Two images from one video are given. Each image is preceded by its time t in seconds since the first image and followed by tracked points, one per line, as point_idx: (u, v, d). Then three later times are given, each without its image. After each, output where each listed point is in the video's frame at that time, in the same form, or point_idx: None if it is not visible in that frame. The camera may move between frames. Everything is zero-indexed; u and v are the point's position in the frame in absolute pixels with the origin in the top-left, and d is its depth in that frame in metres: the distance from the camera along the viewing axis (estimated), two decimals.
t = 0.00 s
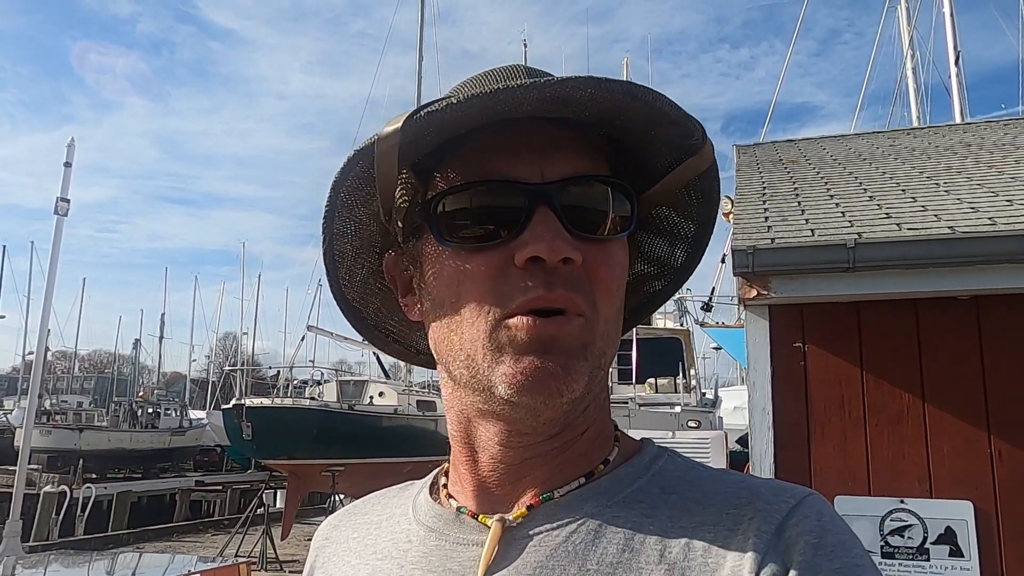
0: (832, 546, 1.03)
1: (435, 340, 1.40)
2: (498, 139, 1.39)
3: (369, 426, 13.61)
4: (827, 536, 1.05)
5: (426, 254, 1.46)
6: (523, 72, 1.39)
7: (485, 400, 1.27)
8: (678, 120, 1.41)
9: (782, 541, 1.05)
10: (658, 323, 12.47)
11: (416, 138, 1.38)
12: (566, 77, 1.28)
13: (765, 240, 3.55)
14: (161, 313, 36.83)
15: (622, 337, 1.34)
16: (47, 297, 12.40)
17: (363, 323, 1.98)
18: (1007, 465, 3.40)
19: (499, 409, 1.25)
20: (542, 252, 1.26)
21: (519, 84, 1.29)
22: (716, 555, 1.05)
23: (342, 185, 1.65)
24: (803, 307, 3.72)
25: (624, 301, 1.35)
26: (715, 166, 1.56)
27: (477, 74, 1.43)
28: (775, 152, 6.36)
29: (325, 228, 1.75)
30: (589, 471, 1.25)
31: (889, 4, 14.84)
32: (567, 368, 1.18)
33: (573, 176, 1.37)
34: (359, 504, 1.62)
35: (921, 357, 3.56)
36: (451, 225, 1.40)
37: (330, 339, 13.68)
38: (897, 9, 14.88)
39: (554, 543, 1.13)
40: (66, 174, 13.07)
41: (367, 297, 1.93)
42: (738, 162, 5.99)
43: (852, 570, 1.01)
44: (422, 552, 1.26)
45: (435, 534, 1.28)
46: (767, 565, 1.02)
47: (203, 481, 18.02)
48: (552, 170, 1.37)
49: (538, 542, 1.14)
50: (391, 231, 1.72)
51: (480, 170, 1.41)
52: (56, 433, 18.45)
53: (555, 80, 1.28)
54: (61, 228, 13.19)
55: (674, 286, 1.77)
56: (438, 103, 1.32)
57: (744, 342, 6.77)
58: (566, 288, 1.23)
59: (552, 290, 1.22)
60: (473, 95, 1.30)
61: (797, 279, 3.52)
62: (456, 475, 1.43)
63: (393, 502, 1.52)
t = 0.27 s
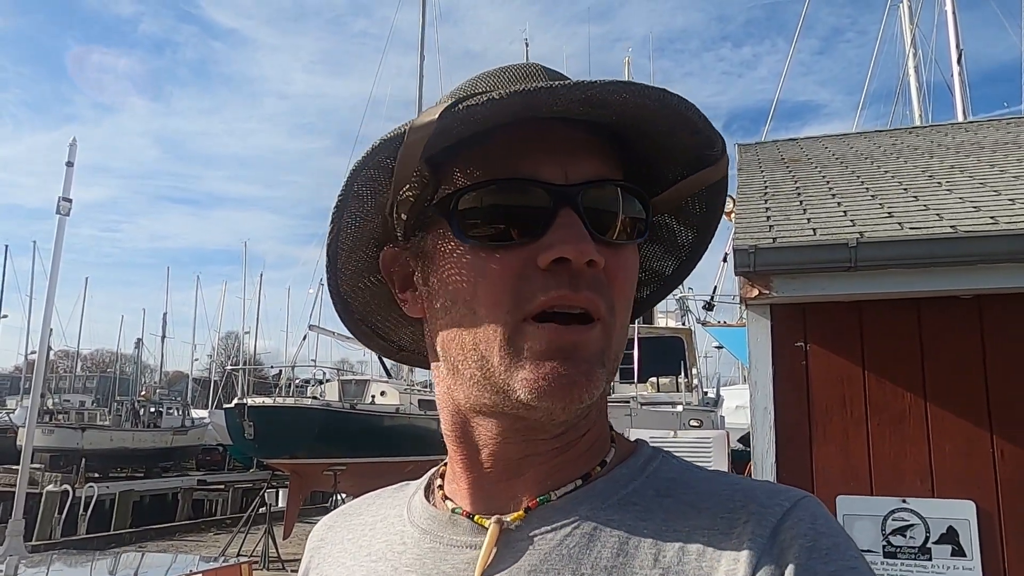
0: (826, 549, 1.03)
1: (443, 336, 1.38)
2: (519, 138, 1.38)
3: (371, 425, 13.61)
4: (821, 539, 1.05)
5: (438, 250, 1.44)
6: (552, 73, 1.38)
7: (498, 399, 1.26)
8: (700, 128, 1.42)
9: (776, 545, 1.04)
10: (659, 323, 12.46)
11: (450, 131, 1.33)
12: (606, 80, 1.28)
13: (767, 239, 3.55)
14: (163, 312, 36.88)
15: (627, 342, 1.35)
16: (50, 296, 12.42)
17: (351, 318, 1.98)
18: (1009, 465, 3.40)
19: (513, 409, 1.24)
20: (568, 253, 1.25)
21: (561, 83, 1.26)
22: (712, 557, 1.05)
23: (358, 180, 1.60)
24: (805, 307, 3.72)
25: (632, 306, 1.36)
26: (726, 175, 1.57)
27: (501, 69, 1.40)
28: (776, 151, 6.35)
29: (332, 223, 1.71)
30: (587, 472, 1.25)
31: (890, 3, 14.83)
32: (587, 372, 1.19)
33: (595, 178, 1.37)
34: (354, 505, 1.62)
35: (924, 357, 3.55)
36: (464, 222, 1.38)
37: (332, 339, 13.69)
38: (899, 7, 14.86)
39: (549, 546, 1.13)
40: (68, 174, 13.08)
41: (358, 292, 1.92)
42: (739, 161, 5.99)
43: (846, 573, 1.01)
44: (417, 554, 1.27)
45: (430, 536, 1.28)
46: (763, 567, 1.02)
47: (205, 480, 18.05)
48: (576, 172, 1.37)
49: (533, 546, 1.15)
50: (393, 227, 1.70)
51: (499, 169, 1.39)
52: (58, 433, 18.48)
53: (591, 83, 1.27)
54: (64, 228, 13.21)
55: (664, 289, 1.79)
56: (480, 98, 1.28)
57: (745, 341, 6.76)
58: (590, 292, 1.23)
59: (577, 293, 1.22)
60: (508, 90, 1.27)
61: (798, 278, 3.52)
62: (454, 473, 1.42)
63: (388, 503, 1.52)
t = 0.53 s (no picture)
0: (826, 547, 1.03)
1: (444, 337, 1.38)
2: (525, 141, 1.37)
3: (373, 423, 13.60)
4: (820, 537, 1.04)
5: (441, 251, 1.44)
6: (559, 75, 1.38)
7: (501, 402, 1.26)
8: (707, 136, 1.41)
9: (775, 543, 1.04)
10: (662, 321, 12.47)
11: (457, 134, 1.32)
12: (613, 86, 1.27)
13: (770, 238, 3.55)
14: (166, 310, 36.93)
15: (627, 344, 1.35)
16: (53, 294, 12.42)
17: (347, 316, 1.98)
18: (1012, 465, 3.39)
19: (515, 412, 1.25)
20: (572, 258, 1.25)
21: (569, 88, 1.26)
22: (712, 556, 1.05)
23: (361, 183, 1.60)
24: (807, 306, 3.71)
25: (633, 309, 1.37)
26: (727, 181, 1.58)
27: (505, 70, 1.41)
28: (779, 150, 6.35)
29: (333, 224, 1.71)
30: (588, 472, 1.25)
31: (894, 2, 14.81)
32: (590, 375, 1.19)
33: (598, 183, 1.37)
34: (354, 505, 1.62)
35: (927, 357, 3.55)
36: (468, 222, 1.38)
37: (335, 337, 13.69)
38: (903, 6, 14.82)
39: (549, 547, 1.13)
40: (71, 171, 13.08)
41: (355, 290, 1.91)
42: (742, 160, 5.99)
43: (845, 571, 1.01)
44: (418, 555, 1.27)
45: (430, 537, 1.28)
46: (762, 565, 1.02)
47: (208, 478, 18.07)
48: (580, 176, 1.37)
49: (533, 547, 1.15)
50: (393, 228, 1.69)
51: (504, 170, 1.39)
52: (61, 430, 18.49)
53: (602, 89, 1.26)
54: (67, 225, 13.21)
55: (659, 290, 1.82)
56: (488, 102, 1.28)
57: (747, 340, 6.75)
58: (594, 296, 1.23)
59: (582, 297, 1.22)
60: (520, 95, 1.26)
61: (800, 277, 3.52)
62: (453, 473, 1.43)
63: (388, 504, 1.53)
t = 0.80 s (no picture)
0: (822, 551, 1.03)
1: (438, 340, 1.39)
2: (515, 144, 1.38)
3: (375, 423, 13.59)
4: (816, 541, 1.05)
5: (434, 255, 1.45)
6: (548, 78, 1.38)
7: (493, 406, 1.27)
8: (697, 137, 1.41)
9: (772, 547, 1.04)
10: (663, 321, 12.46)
11: (445, 139, 1.34)
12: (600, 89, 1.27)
13: (771, 239, 3.55)
14: (167, 310, 36.95)
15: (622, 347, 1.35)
16: (54, 294, 12.42)
17: (347, 320, 1.99)
18: (1013, 466, 3.39)
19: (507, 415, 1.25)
20: (563, 261, 1.25)
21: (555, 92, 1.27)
22: (709, 560, 1.05)
23: (353, 187, 1.62)
24: (808, 307, 3.71)
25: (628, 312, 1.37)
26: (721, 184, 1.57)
27: (496, 75, 1.42)
28: (780, 150, 6.34)
29: (329, 228, 1.73)
30: (585, 475, 1.25)
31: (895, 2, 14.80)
32: (581, 379, 1.19)
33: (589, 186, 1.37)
34: (353, 508, 1.63)
35: (928, 358, 3.55)
36: (460, 226, 1.38)
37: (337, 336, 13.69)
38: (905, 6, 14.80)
39: (546, 550, 1.14)
40: (73, 171, 13.08)
41: (354, 294, 1.92)
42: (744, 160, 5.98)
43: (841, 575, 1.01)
44: (415, 558, 1.27)
45: (428, 540, 1.29)
46: (759, 569, 1.02)
47: (209, 477, 18.09)
48: (571, 179, 1.37)
49: (529, 550, 1.15)
50: (388, 231, 1.70)
51: (494, 174, 1.39)
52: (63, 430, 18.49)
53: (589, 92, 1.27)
54: (69, 225, 13.22)
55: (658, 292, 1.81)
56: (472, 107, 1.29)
57: (748, 341, 6.75)
58: (584, 299, 1.23)
59: (571, 300, 1.22)
60: (506, 100, 1.27)
61: (802, 278, 3.52)
62: (450, 477, 1.43)
63: (386, 507, 1.53)
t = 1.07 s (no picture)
0: (827, 553, 1.03)
1: (435, 347, 1.41)
2: (505, 148, 1.38)
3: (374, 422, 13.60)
4: (822, 543, 1.05)
5: (429, 260, 1.46)
6: (534, 79, 1.38)
7: (486, 411, 1.27)
8: (690, 137, 1.39)
9: (776, 549, 1.05)
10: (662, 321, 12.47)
11: (428, 145, 1.36)
12: (581, 92, 1.27)
13: (771, 239, 3.55)
14: (166, 309, 36.98)
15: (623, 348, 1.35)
16: (53, 292, 12.44)
17: (358, 319, 2.00)
18: (1012, 467, 3.39)
19: (498, 420, 1.26)
20: (549, 265, 1.26)
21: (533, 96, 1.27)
22: (714, 562, 1.05)
23: (348, 189, 1.65)
24: (808, 307, 3.72)
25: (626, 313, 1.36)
26: (723, 180, 1.56)
27: (482, 79, 1.43)
28: (779, 151, 6.34)
29: (328, 229, 1.75)
30: (589, 477, 1.25)
31: (894, 2, 14.83)
32: (570, 383, 1.19)
33: (581, 188, 1.37)
34: (358, 508, 1.63)
35: (927, 358, 3.54)
36: (455, 229, 1.40)
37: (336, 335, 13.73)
38: (904, 7, 14.83)
39: (550, 550, 1.14)
40: (73, 170, 13.12)
41: (363, 292, 1.93)
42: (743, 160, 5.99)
43: None
44: (420, 558, 1.27)
45: (431, 541, 1.29)
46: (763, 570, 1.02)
47: (208, 476, 18.11)
48: (561, 181, 1.37)
49: (534, 549, 1.15)
50: (392, 232, 1.71)
51: (485, 176, 1.40)
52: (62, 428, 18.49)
53: (570, 96, 1.26)
54: (68, 224, 13.24)
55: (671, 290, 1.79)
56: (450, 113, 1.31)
57: (748, 341, 6.76)
58: (571, 303, 1.23)
59: (558, 305, 1.22)
60: (486, 105, 1.27)
61: (801, 278, 3.52)
62: (452, 481, 1.44)
63: (392, 507, 1.53)
